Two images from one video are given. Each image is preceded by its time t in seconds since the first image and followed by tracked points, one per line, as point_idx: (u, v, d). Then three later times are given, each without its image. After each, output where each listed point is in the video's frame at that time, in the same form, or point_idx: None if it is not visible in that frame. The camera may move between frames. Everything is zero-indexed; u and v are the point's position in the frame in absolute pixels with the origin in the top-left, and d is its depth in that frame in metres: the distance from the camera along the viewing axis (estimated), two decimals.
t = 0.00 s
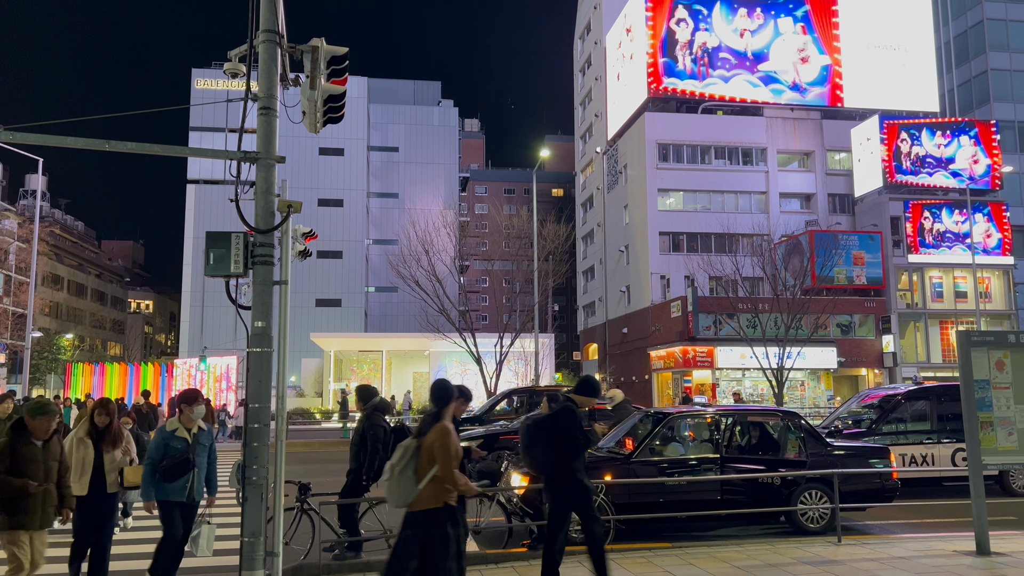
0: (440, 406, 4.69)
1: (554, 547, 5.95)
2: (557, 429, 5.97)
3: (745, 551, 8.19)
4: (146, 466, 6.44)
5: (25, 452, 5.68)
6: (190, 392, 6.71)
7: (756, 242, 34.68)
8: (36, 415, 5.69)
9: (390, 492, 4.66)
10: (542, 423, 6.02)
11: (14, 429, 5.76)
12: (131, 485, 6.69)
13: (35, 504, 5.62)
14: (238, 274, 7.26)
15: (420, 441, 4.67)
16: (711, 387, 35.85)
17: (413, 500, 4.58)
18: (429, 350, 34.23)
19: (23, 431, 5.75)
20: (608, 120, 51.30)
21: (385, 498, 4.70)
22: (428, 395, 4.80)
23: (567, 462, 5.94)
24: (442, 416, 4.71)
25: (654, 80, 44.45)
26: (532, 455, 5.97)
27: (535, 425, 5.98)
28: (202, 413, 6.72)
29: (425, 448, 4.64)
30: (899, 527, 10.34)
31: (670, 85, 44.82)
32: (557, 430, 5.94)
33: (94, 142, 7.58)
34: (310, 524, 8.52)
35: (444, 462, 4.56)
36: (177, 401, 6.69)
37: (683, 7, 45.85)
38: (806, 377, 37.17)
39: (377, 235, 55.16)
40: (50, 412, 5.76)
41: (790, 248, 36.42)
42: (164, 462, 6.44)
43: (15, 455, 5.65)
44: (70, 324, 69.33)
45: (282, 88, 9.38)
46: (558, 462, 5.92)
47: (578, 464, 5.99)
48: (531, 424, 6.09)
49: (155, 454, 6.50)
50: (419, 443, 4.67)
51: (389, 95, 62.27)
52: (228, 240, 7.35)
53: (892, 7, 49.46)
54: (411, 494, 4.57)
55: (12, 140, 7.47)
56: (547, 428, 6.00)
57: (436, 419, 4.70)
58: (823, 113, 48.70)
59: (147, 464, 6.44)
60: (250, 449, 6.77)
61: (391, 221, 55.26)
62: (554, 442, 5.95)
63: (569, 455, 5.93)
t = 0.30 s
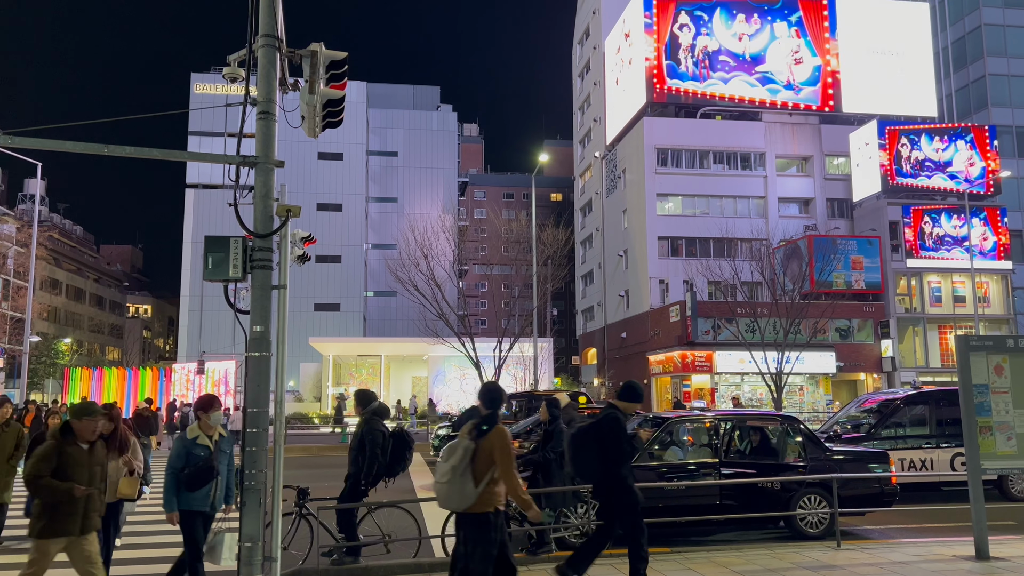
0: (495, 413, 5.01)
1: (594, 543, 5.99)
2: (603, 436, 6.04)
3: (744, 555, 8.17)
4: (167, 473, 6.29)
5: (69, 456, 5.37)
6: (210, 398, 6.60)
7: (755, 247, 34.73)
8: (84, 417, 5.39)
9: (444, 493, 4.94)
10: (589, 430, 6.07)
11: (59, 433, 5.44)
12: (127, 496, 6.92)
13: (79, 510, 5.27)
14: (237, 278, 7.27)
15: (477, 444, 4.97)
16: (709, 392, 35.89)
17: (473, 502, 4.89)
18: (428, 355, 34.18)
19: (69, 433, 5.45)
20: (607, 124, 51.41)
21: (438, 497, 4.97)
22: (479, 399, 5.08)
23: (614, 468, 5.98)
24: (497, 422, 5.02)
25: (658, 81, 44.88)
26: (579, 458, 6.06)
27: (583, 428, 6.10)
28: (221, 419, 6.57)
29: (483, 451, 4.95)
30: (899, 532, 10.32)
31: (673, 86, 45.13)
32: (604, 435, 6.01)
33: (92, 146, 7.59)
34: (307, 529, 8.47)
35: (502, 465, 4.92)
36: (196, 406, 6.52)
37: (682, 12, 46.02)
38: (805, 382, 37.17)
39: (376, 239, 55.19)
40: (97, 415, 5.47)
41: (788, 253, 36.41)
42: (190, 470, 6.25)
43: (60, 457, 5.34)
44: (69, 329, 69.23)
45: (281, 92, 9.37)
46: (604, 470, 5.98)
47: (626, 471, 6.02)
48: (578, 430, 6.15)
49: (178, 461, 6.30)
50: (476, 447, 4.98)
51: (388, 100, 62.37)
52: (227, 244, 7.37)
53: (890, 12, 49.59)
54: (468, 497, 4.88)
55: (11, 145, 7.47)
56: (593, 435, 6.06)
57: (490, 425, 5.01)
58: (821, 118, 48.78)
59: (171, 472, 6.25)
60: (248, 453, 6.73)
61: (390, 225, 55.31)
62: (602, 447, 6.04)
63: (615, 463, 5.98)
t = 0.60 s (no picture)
0: (547, 412, 5.20)
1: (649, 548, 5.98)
2: (649, 436, 6.03)
3: (742, 560, 8.16)
4: (202, 474, 5.71)
5: (131, 451, 5.30)
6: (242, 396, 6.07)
7: (753, 252, 34.77)
8: (145, 412, 5.34)
9: (507, 490, 5.03)
10: (635, 429, 6.07)
11: (120, 427, 5.35)
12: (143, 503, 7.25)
13: (143, 506, 5.25)
14: (234, 282, 7.27)
15: (534, 441, 5.10)
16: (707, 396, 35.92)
17: (534, 499, 4.99)
18: (426, 359, 34.16)
19: (128, 428, 5.38)
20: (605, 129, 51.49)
21: (500, 495, 5.07)
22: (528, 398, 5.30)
23: (659, 468, 5.98)
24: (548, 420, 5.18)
25: (658, 83, 45.01)
26: (623, 457, 6.04)
27: (627, 428, 6.08)
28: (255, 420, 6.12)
29: (540, 448, 5.09)
30: (897, 536, 10.30)
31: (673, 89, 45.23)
32: (649, 435, 6.00)
33: (90, 149, 7.58)
34: (305, 533, 8.46)
35: (558, 461, 5.02)
36: (229, 402, 6.00)
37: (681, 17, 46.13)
38: (803, 386, 37.21)
39: (374, 243, 55.18)
40: (155, 410, 5.40)
41: (786, 257, 36.46)
42: (227, 471, 5.74)
43: (122, 451, 5.26)
44: (66, 332, 69.15)
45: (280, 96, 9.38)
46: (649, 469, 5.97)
47: (669, 472, 6.03)
48: (624, 427, 6.13)
49: (213, 462, 5.75)
50: (532, 443, 5.11)
51: (386, 104, 62.44)
52: (225, 248, 7.37)
53: (888, 17, 49.74)
54: (530, 493, 4.98)
55: (9, 148, 7.46)
56: (639, 433, 6.05)
57: (546, 423, 5.16)
58: (819, 122, 48.88)
59: (206, 473, 5.70)
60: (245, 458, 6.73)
61: (388, 229, 55.33)
62: (647, 445, 6.02)
63: (661, 463, 5.97)
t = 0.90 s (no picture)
0: (596, 419, 5.09)
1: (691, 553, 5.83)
2: (693, 440, 6.00)
3: (741, 563, 8.15)
4: (241, 476, 5.67)
5: (185, 459, 5.32)
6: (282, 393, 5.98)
7: (751, 254, 34.78)
8: (196, 418, 5.38)
9: (563, 499, 4.92)
10: (680, 433, 6.03)
11: (170, 435, 5.35)
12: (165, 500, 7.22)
13: (199, 514, 5.29)
14: (233, 284, 7.26)
15: (589, 449, 4.99)
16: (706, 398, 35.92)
17: (592, 508, 4.91)
18: (425, 361, 34.14)
19: (180, 434, 5.38)
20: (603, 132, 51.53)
21: (556, 504, 4.96)
22: (577, 405, 5.16)
23: (705, 472, 5.93)
24: (600, 427, 5.10)
25: (657, 86, 45.10)
26: (669, 461, 5.99)
27: (673, 433, 6.04)
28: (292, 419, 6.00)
29: (596, 455, 4.99)
30: (896, 539, 10.30)
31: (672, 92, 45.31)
32: (696, 440, 5.98)
33: (88, 152, 7.57)
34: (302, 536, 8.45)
35: (614, 470, 4.97)
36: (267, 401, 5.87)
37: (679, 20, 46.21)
38: (802, 389, 37.22)
39: (372, 245, 55.12)
40: (205, 416, 5.46)
41: (784, 260, 36.47)
42: (270, 471, 5.69)
43: (176, 458, 5.28)
44: (64, 335, 69.03)
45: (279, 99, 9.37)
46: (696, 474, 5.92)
47: (715, 476, 5.97)
48: (669, 431, 6.10)
49: (254, 460, 5.69)
50: (589, 451, 4.99)
51: (385, 106, 62.49)
52: (223, 251, 7.38)
53: (886, 20, 49.84)
54: (589, 500, 4.89)
55: (7, 150, 7.46)
56: (685, 437, 6.02)
57: (598, 429, 5.06)
58: (818, 125, 48.93)
59: (247, 473, 5.64)
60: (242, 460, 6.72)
61: (386, 232, 55.27)
62: (692, 448, 5.99)
63: (707, 466, 5.92)
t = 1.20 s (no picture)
0: (652, 418, 5.21)
1: (735, 544, 6.08)
2: (738, 441, 6.05)
3: (739, 566, 8.15)
4: (287, 476, 5.64)
5: (247, 456, 5.27)
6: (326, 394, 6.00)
7: (749, 257, 34.80)
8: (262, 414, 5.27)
9: (622, 494, 5.06)
10: (723, 433, 6.13)
11: (234, 430, 5.28)
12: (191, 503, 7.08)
13: (257, 512, 5.26)
14: (231, 287, 7.26)
15: (647, 446, 5.12)
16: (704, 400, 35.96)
17: (649, 504, 5.06)
18: (423, 363, 34.13)
19: (243, 430, 5.31)
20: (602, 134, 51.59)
21: (612, 499, 5.12)
22: (630, 403, 5.28)
23: (750, 473, 5.99)
24: (656, 426, 5.21)
25: (655, 89, 45.18)
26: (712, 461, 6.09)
27: (717, 433, 6.14)
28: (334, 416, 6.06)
29: (653, 452, 5.14)
30: (895, 541, 10.29)
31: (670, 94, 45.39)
32: (739, 440, 6.02)
33: (86, 154, 7.57)
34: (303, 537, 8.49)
35: (672, 466, 5.11)
36: (309, 403, 5.90)
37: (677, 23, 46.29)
38: (799, 391, 37.27)
39: (371, 248, 55.12)
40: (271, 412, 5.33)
41: (783, 262, 36.49)
42: (312, 472, 5.69)
43: (238, 454, 5.23)
44: (62, 337, 68.92)
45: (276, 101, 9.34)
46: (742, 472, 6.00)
47: (760, 476, 6.04)
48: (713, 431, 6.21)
49: (296, 463, 5.68)
50: (646, 448, 5.12)
51: (383, 109, 62.51)
52: (221, 253, 7.38)
53: (885, 23, 49.95)
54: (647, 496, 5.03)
55: (5, 153, 7.46)
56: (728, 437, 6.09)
57: (654, 428, 5.18)
58: (816, 128, 49.00)
59: (289, 474, 5.64)
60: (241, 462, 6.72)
61: (385, 234, 55.26)
62: (736, 449, 6.04)
63: (751, 466, 5.98)
